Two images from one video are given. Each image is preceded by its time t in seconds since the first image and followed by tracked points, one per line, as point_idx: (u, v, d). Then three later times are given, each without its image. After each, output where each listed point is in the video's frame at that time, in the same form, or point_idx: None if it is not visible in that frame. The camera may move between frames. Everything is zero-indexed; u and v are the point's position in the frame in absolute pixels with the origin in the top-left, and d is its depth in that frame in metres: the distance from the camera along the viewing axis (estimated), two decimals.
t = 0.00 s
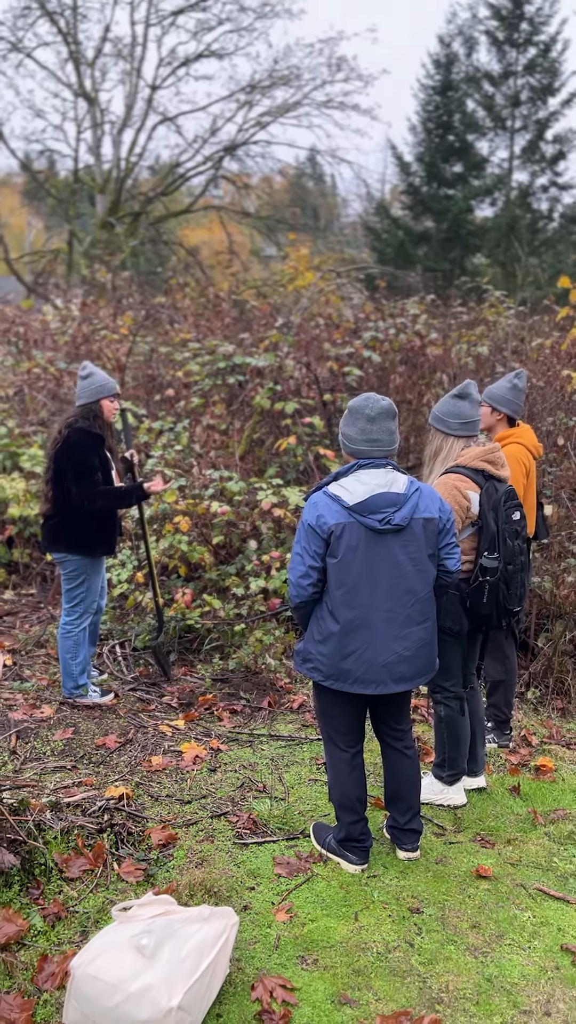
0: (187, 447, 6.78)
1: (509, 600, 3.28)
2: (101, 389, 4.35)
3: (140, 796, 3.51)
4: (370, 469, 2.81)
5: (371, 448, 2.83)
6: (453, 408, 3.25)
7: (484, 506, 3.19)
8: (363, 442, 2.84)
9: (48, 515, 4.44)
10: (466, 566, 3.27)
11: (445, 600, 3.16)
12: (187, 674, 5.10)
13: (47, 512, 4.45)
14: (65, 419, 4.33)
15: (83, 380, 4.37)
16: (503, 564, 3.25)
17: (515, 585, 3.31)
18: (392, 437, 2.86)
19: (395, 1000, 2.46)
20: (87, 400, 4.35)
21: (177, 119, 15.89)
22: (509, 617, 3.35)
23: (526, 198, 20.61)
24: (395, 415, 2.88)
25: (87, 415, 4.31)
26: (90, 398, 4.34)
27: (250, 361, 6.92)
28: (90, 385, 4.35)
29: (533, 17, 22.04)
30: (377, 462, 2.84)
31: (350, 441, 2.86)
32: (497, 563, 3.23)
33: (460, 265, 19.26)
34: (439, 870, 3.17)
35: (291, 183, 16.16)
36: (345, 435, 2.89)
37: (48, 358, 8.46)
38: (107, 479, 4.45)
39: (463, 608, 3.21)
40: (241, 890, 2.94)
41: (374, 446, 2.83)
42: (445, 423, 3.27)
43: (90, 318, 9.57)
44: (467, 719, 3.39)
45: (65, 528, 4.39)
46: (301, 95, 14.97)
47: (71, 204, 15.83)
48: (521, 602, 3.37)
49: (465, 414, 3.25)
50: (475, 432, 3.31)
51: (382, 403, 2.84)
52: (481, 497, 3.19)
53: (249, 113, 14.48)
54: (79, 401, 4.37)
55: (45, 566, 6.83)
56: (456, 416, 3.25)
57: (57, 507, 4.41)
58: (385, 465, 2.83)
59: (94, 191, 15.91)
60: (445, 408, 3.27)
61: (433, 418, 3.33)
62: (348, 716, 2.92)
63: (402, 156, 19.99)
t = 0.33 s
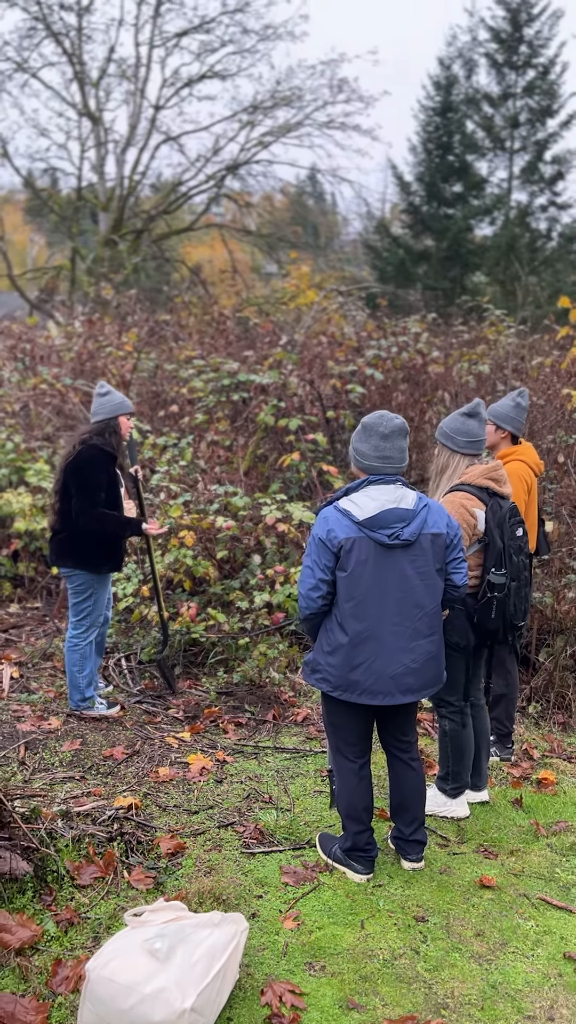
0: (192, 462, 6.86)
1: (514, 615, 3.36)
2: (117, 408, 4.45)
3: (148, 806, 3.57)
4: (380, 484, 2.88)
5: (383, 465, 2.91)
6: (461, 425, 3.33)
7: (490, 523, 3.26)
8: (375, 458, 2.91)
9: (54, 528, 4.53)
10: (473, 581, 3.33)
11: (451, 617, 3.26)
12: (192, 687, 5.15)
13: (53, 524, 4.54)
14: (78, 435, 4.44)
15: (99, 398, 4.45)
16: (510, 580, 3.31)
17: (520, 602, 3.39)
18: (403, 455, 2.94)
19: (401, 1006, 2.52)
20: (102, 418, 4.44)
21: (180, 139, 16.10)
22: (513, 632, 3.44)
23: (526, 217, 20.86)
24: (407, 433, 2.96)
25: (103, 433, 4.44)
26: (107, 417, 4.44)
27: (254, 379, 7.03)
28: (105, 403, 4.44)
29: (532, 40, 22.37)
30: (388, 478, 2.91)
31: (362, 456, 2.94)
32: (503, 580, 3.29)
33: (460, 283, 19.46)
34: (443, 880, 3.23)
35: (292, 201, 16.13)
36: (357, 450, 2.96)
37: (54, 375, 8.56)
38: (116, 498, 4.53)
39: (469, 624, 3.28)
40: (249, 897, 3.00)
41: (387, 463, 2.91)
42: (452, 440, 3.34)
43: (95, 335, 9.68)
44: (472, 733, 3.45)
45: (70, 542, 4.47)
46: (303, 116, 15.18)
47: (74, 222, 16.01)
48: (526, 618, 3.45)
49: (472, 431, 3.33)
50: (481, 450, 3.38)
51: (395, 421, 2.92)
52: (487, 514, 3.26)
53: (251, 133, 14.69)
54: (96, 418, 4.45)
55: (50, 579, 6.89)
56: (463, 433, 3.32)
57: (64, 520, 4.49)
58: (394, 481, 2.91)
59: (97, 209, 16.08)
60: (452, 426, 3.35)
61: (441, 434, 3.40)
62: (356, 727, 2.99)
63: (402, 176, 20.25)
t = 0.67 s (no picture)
0: (192, 483, 6.88)
1: (514, 644, 3.34)
2: (117, 429, 4.46)
3: (142, 831, 3.55)
4: (378, 509, 2.89)
5: (382, 490, 2.92)
6: (455, 451, 3.33)
7: (488, 551, 3.25)
8: (374, 483, 2.92)
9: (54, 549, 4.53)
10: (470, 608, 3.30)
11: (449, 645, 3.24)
12: (190, 711, 5.13)
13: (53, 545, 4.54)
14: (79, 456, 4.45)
15: (99, 420, 4.45)
16: (509, 609, 3.30)
17: (519, 630, 3.38)
18: (402, 480, 2.95)
19: None
20: (103, 439, 4.45)
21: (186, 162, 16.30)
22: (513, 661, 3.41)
23: (529, 241, 21.04)
24: (405, 458, 2.97)
25: (103, 454, 4.42)
26: (107, 438, 4.44)
27: (255, 401, 7.07)
28: (106, 424, 4.45)
29: (535, 66, 22.69)
30: (387, 503, 2.92)
31: (360, 481, 2.95)
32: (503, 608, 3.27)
33: (463, 305, 19.58)
34: (440, 909, 3.20)
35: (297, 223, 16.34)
36: (355, 475, 2.97)
37: (57, 395, 8.60)
38: (116, 518, 4.54)
39: (469, 653, 3.26)
40: (242, 926, 2.97)
41: (386, 489, 2.92)
42: (446, 466, 3.35)
43: (98, 356, 9.74)
44: (470, 763, 3.43)
45: (69, 562, 4.48)
46: (308, 140, 15.37)
47: (81, 243, 16.19)
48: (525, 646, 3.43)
49: (466, 457, 3.33)
50: (476, 476, 3.38)
51: (394, 447, 2.93)
52: (485, 541, 3.25)
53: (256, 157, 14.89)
54: (96, 440, 4.45)
55: (50, 600, 6.89)
56: (457, 459, 3.33)
57: (64, 541, 4.49)
58: (391, 506, 2.92)
59: (104, 231, 16.24)
60: (448, 452, 3.35)
61: (435, 460, 3.41)
62: (351, 753, 2.97)
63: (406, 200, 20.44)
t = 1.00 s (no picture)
0: (189, 505, 6.83)
1: (496, 676, 3.14)
2: (106, 450, 4.41)
3: (121, 862, 3.46)
4: (358, 533, 2.83)
5: (361, 513, 2.86)
6: (437, 475, 3.31)
7: (465, 578, 3.18)
8: (353, 507, 2.87)
9: (47, 573, 4.45)
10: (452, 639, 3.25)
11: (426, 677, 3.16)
12: (179, 736, 5.04)
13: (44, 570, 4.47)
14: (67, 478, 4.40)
15: (87, 441, 4.39)
16: (487, 639, 3.16)
17: (504, 661, 3.20)
18: (382, 503, 2.90)
19: None
20: (90, 461, 4.39)
21: (195, 185, 16.45)
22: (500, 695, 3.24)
23: (536, 263, 21.10)
24: (384, 480, 2.92)
25: (92, 476, 4.38)
26: (95, 460, 4.39)
27: (252, 422, 7.04)
28: (93, 446, 4.38)
29: (542, 91, 22.87)
30: (367, 526, 2.87)
31: (340, 506, 2.90)
32: (479, 638, 3.16)
33: (470, 327, 19.60)
34: (424, 948, 3.09)
35: (305, 246, 16.76)
36: (336, 500, 2.93)
37: (56, 416, 8.59)
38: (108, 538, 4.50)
39: (446, 685, 3.16)
40: (217, 964, 2.89)
41: (364, 512, 2.87)
42: (429, 491, 3.33)
43: (99, 376, 9.74)
44: (456, 797, 3.35)
45: (64, 585, 4.42)
46: (316, 163, 15.49)
47: (89, 265, 16.32)
48: (514, 677, 3.23)
49: (448, 481, 3.29)
50: (461, 501, 3.33)
51: (373, 470, 2.90)
52: (463, 568, 3.18)
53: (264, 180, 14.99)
54: (84, 461, 4.39)
55: (44, 622, 6.82)
56: (439, 483, 3.30)
57: (57, 565, 4.42)
58: (373, 531, 2.85)
59: (112, 252, 16.37)
60: (432, 478, 3.33)
61: (420, 488, 3.40)
62: (332, 785, 2.89)
63: (413, 222, 20.53)
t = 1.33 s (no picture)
0: (187, 526, 6.77)
1: (480, 709, 3.10)
2: (91, 477, 4.29)
3: (101, 897, 3.41)
4: (337, 559, 2.77)
5: (334, 537, 2.80)
6: (419, 499, 3.27)
7: (447, 606, 3.11)
8: (324, 532, 2.82)
9: (52, 602, 4.34)
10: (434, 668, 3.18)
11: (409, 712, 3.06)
12: (171, 763, 4.96)
13: (47, 599, 4.34)
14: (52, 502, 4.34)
15: (71, 466, 4.27)
16: (470, 669, 3.09)
17: (490, 693, 3.14)
18: (356, 525, 2.83)
19: None
20: (75, 489, 4.29)
21: (205, 206, 16.54)
22: (487, 727, 3.18)
23: (547, 283, 21.08)
24: (358, 504, 2.86)
25: (79, 501, 4.32)
26: (80, 488, 4.28)
27: (250, 442, 6.99)
28: (78, 474, 4.26)
29: (551, 113, 22.96)
30: (343, 552, 2.80)
31: (314, 532, 2.85)
32: (461, 669, 3.09)
33: (481, 346, 19.56)
34: (410, 991, 2.99)
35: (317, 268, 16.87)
36: (311, 526, 2.88)
37: (58, 435, 8.57)
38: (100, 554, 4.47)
39: (429, 718, 3.08)
40: (195, 1007, 2.82)
41: (336, 537, 2.81)
42: (412, 515, 3.29)
43: (102, 395, 9.73)
44: (446, 830, 3.26)
45: (73, 605, 4.35)
46: (325, 184, 15.54)
47: (99, 285, 16.41)
48: (502, 712, 3.17)
49: (429, 503, 3.24)
50: (444, 524, 3.25)
51: (342, 491, 2.84)
52: (445, 596, 3.12)
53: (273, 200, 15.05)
54: (67, 488, 4.28)
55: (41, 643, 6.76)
56: (420, 507, 3.26)
57: (60, 591, 4.33)
58: (353, 556, 2.79)
59: (122, 272, 16.44)
60: (416, 501, 3.29)
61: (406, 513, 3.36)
62: (313, 820, 2.80)
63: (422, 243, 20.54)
